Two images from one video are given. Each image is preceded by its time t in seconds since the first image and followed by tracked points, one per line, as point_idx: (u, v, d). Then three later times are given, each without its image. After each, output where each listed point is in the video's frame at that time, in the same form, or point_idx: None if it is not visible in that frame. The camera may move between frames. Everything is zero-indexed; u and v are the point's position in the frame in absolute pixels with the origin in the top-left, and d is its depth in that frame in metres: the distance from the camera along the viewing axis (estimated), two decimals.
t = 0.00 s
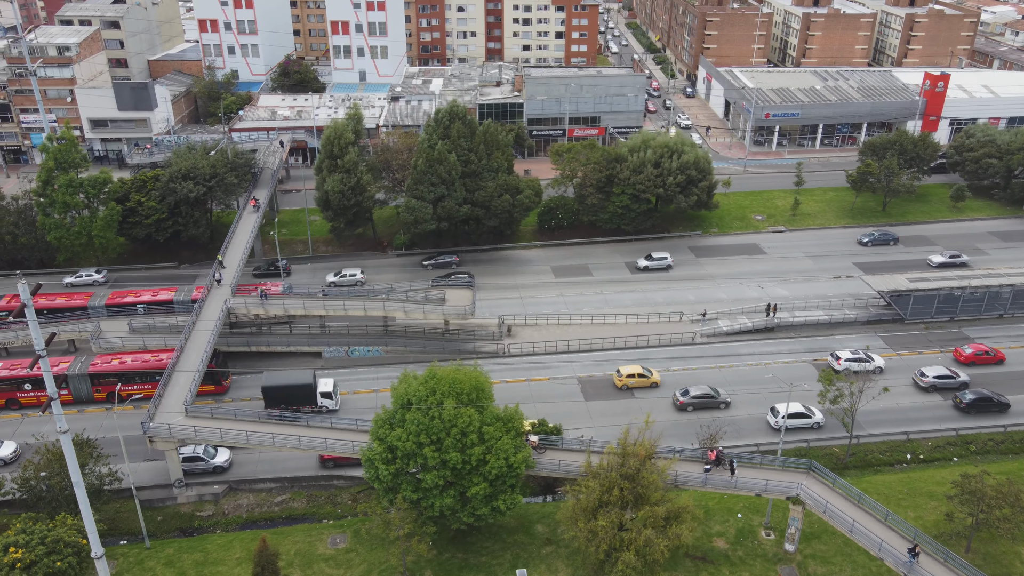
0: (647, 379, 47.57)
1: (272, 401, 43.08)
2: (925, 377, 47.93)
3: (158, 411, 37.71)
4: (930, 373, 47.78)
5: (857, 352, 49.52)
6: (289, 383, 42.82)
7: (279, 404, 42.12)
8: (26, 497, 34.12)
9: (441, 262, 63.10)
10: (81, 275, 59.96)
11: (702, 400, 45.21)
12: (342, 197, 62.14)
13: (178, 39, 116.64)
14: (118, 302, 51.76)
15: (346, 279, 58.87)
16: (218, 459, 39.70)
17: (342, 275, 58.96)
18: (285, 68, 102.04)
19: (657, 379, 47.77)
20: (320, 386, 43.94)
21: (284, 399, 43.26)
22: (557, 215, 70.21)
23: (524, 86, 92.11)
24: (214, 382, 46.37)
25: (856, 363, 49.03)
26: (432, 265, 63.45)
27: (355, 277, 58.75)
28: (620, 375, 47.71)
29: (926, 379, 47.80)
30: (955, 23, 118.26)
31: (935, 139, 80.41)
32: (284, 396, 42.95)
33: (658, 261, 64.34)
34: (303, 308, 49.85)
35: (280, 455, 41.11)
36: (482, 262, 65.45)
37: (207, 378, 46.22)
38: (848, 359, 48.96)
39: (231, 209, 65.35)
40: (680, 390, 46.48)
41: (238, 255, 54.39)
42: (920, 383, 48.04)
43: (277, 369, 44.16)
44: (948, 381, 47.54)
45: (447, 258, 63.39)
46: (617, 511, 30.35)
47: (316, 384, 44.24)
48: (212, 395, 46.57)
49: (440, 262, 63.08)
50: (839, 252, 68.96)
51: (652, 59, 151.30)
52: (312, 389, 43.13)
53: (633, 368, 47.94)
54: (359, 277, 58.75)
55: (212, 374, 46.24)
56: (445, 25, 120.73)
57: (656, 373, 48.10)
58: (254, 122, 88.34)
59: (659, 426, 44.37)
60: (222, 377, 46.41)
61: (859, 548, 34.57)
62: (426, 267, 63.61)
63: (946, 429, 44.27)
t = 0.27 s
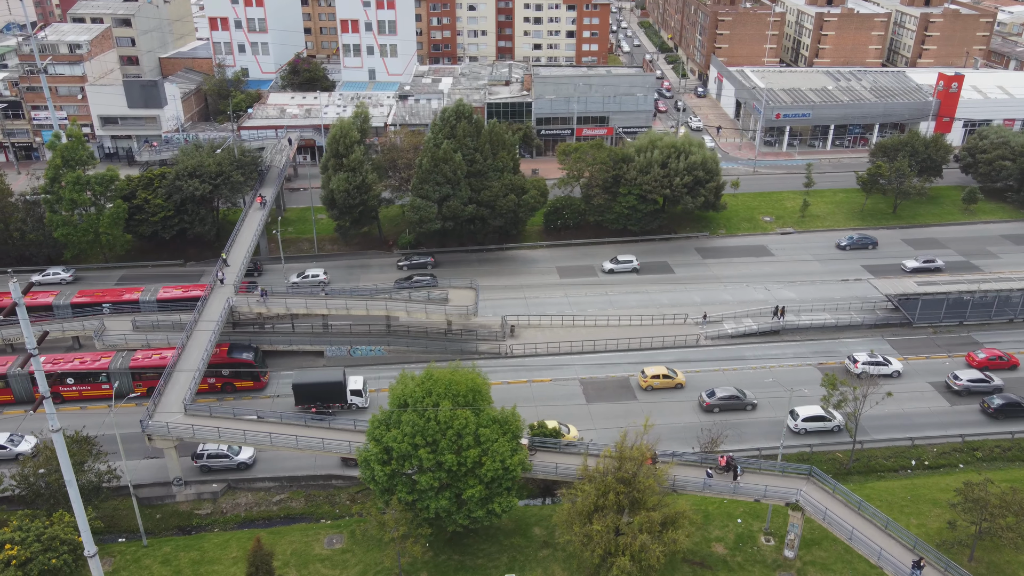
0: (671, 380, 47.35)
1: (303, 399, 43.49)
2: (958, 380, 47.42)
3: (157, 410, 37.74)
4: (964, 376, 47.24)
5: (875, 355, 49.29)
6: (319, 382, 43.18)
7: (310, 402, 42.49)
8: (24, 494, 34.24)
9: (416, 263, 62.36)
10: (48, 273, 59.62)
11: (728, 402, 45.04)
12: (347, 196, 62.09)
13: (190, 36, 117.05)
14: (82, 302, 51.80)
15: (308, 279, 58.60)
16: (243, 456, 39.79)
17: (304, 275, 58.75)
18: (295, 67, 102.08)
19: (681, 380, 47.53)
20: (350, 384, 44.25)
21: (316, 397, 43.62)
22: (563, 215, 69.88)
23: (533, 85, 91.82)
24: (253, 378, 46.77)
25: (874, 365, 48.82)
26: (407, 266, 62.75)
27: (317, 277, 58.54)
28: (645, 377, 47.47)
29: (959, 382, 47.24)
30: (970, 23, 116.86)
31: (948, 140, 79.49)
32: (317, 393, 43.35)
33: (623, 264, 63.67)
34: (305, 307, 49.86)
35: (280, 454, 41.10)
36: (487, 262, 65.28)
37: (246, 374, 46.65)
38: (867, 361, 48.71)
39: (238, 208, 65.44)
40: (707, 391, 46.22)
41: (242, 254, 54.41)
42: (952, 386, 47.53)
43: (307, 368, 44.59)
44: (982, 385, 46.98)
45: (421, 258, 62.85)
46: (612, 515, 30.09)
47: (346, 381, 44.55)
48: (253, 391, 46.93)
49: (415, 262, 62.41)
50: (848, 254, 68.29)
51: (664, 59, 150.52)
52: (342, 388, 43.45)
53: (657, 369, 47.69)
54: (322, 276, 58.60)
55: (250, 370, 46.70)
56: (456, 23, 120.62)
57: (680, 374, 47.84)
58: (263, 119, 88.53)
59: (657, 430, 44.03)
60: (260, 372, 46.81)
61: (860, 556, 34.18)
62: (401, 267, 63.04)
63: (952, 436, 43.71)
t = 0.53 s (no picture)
0: (696, 382, 47.16)
1: (333, 396, 43.65)
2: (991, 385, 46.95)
3: (155, 409, 37.79)
4: (998, 381, 46.73)
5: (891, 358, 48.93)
6: (349, 380, 43.27)
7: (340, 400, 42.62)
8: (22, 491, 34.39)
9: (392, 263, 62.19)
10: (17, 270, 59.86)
11: (755, 403, 44.74)
12: (352, 194, 62.06)
13: (201, 34, 117.46)
14: (49, 300, 51.61)
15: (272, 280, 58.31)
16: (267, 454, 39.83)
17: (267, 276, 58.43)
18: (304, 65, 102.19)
19: (707, 381, 47.30)
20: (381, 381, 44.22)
21: (347, 395, 43.69)
22: (569, 215, 69.56)
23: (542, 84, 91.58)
24: (291, 374, 47.11)
25: (890, 369, 48.47)
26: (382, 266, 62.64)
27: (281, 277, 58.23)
28: (670, 378, 47.26)
29: (993, 387, 46.73)
30: (986, 23, 115.47)
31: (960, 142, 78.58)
32: (347, 390, 43.40)
33: (587, 267, 62.47)
34: (308, 306, 49.87)
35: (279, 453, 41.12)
36: (492, 262, 65.11)
37: (285, 370, 46.95)
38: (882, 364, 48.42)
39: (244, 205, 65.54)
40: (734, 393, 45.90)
41: (246, 252, 54.43)
42: (986, 391, 47.05)
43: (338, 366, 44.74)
44: (1016, 390, 46.49)
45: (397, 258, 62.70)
46: (608, 519, 29.84)
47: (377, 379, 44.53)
48: (290, 387, 47.36)
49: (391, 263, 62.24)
50: (856, 257, 67.64)
51: (675, 58, 149.73)
52: (372, 385, 43.40)
53: (682, 370, 47.52)
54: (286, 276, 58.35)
55: (289, 366, 46.98)
56: (466, 22, 119.80)
57: (705, 375, 47.60)
58: (272, 117, 88.75)
59: (655, 434, 43.74)
60: (299, 368, 47.16)
61: (860, 564, 33.77)
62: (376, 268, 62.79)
63: (958, 442, 43.12)
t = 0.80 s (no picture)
0: (721, 384, 46.88)
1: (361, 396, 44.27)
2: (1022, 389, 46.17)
3: (153, 408, 37.83)
4: None
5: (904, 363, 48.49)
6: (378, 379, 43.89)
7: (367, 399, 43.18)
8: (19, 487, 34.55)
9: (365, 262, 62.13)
10: None
11: (783, 407, 44.30)
12: (357, 193, 62.03)
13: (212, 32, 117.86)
14: (14, 298, 51.34)
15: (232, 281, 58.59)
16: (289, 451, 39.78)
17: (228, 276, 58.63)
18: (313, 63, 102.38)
19: (730, 384, 47.01)
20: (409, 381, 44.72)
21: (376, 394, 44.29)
22: (575, 215, 69.28)
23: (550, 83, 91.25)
24: (329, 372, 47.14)
25: (904, 374, 48.03)
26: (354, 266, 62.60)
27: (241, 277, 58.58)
28: (694, 379, 47.04)
29: None
30: (1001, 23, 114.03)
31: (972, 144, 77.63)
32: (376, 389, 44.01)
33: (550, 268, 61.96)
34: (310, 305, 49.90)
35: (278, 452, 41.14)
36: (497, 262, 64.95)
37: (322, 369, 46.98)
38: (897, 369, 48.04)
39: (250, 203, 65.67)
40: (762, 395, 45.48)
41: (249, 251, 54.42)
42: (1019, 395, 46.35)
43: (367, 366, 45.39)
44: None
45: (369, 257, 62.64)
46: (602, 524, 29.65)
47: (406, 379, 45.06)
48: (327, 384, 47.47)
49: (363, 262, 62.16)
50: (864, 259, 67.00)
51: (687, 58, 148.90)
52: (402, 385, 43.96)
53: (707, 372, 47.28)
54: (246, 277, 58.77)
55: (327, 365, 46.95)
56: (477, 21, 119.78)
57: (730, 377, 47.30)
58: (280, 115, 88.93)
59: (652, 437, 43.47)
60: (336, 368, 47.19)
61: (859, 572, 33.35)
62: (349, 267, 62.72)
63: (964, 449, 42.55)
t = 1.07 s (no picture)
0: (744, 387, 46.56)
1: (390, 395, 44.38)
2: None
3: (150, 407, 37.87)
4: None
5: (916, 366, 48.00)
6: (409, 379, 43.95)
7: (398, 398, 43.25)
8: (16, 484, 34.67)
9: (337, 262, 62.15)
10: None
11: (812, 410, 44.11)
12: (360, 192, 61.98)
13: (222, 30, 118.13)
14: None
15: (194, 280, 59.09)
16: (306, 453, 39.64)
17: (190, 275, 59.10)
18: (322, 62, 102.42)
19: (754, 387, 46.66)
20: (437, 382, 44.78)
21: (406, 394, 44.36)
22: (580, 215, 68.98)
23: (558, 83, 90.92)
24: (365, 371, 47.35)
25: (916, 379, 47.47)
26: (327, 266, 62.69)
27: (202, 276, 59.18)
28: (717, 381, 46.77)
29: None
30: (1017, 23, 112.59)
31: (984, 145, 76.70)
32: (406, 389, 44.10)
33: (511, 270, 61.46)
34: (311, 304, 49.89)
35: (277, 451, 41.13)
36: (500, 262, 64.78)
37: (360, 367, 47.19)
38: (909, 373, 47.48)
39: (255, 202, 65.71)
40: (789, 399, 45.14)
41: (252, 250, 54.41)
42: None
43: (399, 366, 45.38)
44: None
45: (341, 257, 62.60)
46: (596, 528, 29.44)
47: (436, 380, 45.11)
48: (364, 382, 47.71)
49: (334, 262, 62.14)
50: (872, 262, 66.39)
51: (698, 57, 148.06)
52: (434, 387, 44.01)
53: (730, 375, 47.02)
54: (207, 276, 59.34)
55: (363, 364, 47.16)
56: (486, 19, 118.94)
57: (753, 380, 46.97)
58: (287, 114, 89.06)
59: (649, 439, 43.19)
60: (373, 367, 47.37)
61: None
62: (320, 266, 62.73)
63: (969, 456, 41.98)
